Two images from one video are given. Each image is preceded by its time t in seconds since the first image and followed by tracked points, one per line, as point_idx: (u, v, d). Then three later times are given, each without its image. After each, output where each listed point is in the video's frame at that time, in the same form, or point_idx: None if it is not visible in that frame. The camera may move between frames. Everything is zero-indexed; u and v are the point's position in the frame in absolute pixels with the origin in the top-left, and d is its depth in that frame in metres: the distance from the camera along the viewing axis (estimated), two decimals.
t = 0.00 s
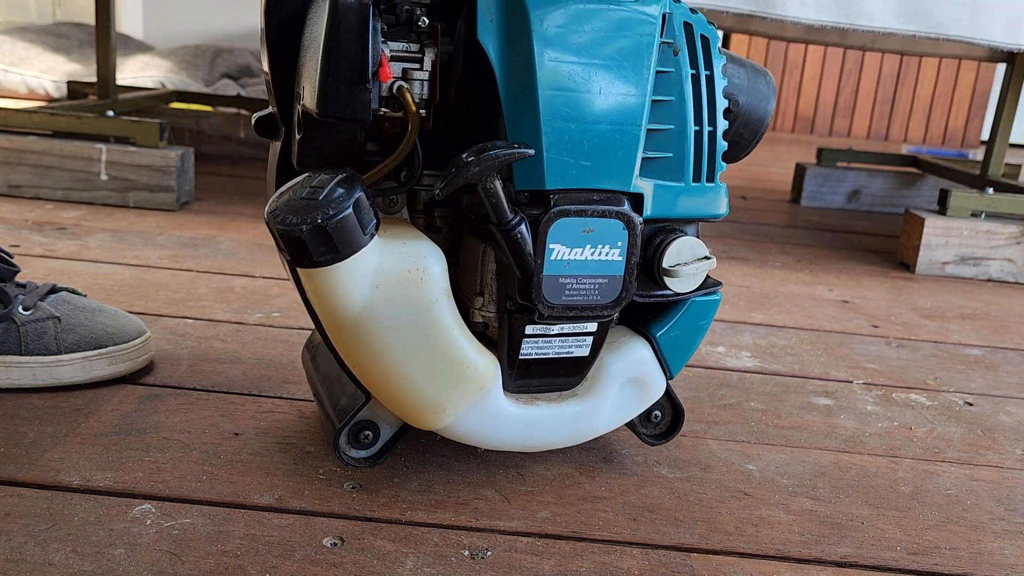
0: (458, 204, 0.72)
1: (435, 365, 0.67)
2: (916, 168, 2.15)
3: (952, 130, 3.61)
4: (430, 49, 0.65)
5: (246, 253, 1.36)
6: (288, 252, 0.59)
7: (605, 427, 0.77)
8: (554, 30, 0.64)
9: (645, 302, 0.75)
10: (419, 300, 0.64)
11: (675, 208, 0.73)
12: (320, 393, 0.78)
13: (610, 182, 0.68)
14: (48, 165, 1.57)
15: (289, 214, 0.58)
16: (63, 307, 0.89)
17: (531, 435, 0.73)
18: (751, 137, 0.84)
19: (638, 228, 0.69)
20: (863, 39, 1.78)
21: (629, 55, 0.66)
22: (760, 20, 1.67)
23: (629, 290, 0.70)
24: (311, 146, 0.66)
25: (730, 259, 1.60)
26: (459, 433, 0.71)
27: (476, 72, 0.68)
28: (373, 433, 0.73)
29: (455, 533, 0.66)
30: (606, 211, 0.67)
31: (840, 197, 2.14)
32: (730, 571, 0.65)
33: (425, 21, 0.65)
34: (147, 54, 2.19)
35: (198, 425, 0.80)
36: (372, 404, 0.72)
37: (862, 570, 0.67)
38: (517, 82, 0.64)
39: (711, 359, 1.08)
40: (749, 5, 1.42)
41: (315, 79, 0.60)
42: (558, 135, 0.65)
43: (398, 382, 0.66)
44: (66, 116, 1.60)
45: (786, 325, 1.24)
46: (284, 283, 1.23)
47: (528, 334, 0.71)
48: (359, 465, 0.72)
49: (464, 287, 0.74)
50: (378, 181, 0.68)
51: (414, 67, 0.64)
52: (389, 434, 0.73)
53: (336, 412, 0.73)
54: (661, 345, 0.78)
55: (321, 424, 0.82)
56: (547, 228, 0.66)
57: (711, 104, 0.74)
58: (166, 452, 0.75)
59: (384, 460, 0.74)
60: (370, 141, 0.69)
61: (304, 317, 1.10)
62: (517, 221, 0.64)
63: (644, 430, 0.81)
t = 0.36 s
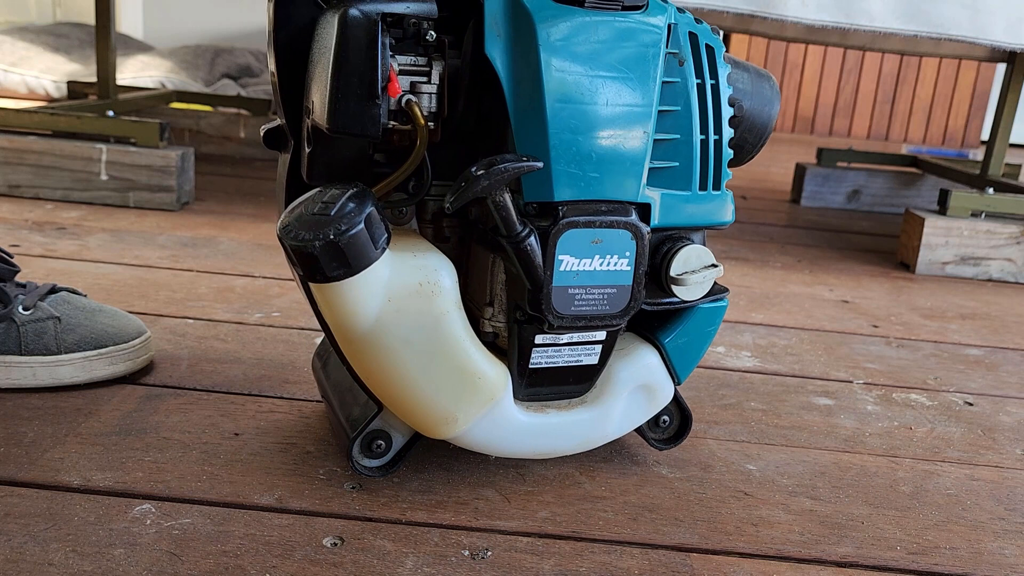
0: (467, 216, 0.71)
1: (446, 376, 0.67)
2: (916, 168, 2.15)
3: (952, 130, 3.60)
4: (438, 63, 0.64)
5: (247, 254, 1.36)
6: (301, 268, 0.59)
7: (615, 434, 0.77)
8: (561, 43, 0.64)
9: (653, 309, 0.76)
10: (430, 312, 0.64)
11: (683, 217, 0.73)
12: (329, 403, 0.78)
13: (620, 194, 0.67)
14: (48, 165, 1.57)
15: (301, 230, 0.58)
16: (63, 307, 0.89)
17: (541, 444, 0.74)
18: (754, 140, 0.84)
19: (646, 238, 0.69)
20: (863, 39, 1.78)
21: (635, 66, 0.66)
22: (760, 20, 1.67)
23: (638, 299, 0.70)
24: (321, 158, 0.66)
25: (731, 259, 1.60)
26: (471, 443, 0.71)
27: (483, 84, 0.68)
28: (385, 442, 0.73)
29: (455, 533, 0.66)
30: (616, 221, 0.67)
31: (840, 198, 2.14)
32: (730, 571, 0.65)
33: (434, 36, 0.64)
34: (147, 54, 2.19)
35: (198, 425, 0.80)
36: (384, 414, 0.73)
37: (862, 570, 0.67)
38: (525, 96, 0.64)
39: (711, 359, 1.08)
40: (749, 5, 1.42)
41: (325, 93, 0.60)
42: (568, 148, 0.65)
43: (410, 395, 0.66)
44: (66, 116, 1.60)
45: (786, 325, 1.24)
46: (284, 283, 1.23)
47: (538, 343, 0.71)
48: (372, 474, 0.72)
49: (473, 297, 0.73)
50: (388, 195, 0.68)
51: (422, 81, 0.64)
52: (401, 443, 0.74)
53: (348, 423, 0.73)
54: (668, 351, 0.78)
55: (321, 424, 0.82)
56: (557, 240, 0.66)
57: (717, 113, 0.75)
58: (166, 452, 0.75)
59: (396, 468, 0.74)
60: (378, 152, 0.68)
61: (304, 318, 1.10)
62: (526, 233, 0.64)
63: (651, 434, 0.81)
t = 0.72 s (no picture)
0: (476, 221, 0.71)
1: (456, 382, 0.67)
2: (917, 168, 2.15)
3: (952, 130, 3.60)
4: (447, 68, 0.64)
5: (247, 254, 1.36)
6: (311, 274, 0.59)
7: (625, 437, 0.77)
8: (571, 48, 0.64)
9: (664, 312, 0.75)
10: (441, 318, 0.64)
11: (693, 221, 0.73)
12: (338, 410, 0.77)
13: (629, 198, 0.68)
14: (48, 165, 1.57)
15: (312, 236, 0.58)
16: (63, 307, 0.89)
17: (552, 448, 0.74)
18: (760, 145, 0.84)
19: (656, 242, 0.69)
20: (863, 39, 1.78)
21: (645, 70, 0.67)
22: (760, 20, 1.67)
23: (648, 302, 0.70)
24: (330, 164, 0.66)
25: (731, 259, 1.59)
26: (480, 447, 0.71)
27: (493, 88, 0.68)
28: (394, 449, 0.72)
29: (455, 533, 0.66)
30: (627, 225, 0.67)
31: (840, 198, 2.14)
32: (730, 571, 0.65)
33: (442, 40, 0.63)
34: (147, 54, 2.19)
35: (198, 425, 0.80)
36: (393, 420, 0.72)
37: (861, 570, 0.67)
38: (535, 101, 0.64)
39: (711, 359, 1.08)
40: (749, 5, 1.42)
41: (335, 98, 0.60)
42: (578, 152, 0.65)
43: (420, 399, 0.67)
44: (66, 116, 1.60)
45: (786, 325, 1.24)
46: (284, 283, 1.23)
47: (548, 348, 0.71)
48: (382, 481, 0.71)
49: (483, 301, 0.73)
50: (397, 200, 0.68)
51: (431, 86, 0.64)
52: (411, 449, 0.72)
53: (357, 430, 0.73)
54: (678, 356, 0.78)
55: (322, 424, 0.82)
56: (568, 245, 0.65)
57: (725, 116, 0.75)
58: (166, 451, 0.75)
59: (405, 476, 0.73)
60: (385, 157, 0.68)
61: (304, 317, 1.10)
62: (537, 237, 0.64)
63: (661, 438, 0.81)
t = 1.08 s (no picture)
0: (474, 225, 0.71)
1: (454, 385, 0.67)
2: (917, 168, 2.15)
3: (952, 130, 3.61)
4: (444, 73, 0.64)
5: (246, 254, 1.36)
6: (310, 279, 0.59)
7: (622, 439, 0.77)
8: (568, 53, 0.64)
9: (660, 316, 0.75)
10: (438, 322, 0.64)
11: (690, 225, 0.73)
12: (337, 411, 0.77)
13: (627, 202, 0.68)
14: (48, 165, 1.57)
15: (310, 242, 0.58)
16: (63, 307, 0.89)
17: (549, 451, 0.74)
18: (756, 145, 0.84)
19: (653, 246, 0.69)
20: (863, 39, 1.78)
21: (642, 75, 0.67)
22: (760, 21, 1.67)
23: (645, 306, 0.70)
24: (326, 167, 0.66)
25: (731, 259, 1.60)
26: (477, 451, 0.71)
27: (490, 93, 0.68)
28: (392, 451, 0.72)
29: (455, 533, 0.66)
30: (623, 230, 0.67)
31: (840, 197, 2.14)
32: (729, 571, 0.65)
33: (439, 45, 0.63)
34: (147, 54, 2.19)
35: (198, 425, 0.80)
36: (391, 422, 0.72)
37: (861, 570, 0.67)
38: (533, 105, 0.64)
39: (711, 359, 1.08)
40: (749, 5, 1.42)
41: (333, 104, 0.60)
42: (576, 157, 0.65)
43: (418, 403, 0.67)
44: (66, 116, 1.60)
45: (786, 325, 1.24)
46: (284, 283, 1.23)
47: (545, 352, 0.71)
48: (380, 483, 0.71)
49: (480, 304, 0.73)
50: (394, 204, 0.68)
51: (428, 91, 0.64)
52: (408, 451, 0.72)
53: (355, 432, 0.73)
54: (674, 358, 0.78)
55: (322, 424, 0.82)
56: (565, 249, 0.66)
57: (722, 120, 0.74)
58: (166, 451, 0.75)
59: (404, 478, 0.73)
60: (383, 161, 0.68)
61: (304, 317, 1.10)
62: (535, 243, 0.64)
63: (656, 439, 0.81)
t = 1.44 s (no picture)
0: (469, 225, 0.71)
1: (451, 385, 0.67)
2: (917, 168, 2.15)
3: (952, 130, 3.61)
4: (440, 74, 0.64)
5: (246, 254, 1.36)
6: (307, 280, 0.59)
7: (616, 436, 0.77)
8: (563, 55, 0.64)
9: (653, 315, 0.76)
10: (435, 322, 0.64)
11: (684, 226, 0.73)
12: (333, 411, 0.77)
13: (621, 203, 0.68)
14: (48, 165, 1.57)
15: (308, 243, 0.58)
16: (63, 307, 0.89)
17: (544, 449, 0.74)
18: (747, 145, 0.84)
19: (647, 246, 0.69)
20: (863, 39, 1.78)
21: (636, 77, 0.67)
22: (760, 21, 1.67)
23: (638, 305, 0.70)
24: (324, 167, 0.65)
25: (730, 259, 1.60)
26: (473, 449, 0.71)
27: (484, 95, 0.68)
28: (389, 449, 0.72)
29: (454, 533, 0.66)
30: (617, 230, 0.67)
31: (840, 197, 2.14)
32: (730, 571, 0.65)
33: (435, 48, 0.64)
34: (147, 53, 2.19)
35: (198, 424, 0.80)
36: (388, 421, 0.72)
37: (861, 570, 0.67)
38: (528, 107, 0.64)
39: (711, 359, 1.08)
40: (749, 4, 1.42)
41: (330, 106, 0.60)
42: (571, 158, 0.65)
43: (414, 403, 0.67)
44: (66, 116, 1.60)
45: (786, 325, 1.24)
46: (284, 283, 1.23)
47: (540, 351, 0.71)
48: (378, 481, 0.71)
49: (476, 304, 0.73)
50: (388, 204, 0.68)
51: (424, 92, 0.64)
52: (405, 449, 0.72)
53: (352, 431, 0.73)
54: (667, 356, 0.78)
55: (321, 424, 0.82)
56: (560, 249, 0.66)
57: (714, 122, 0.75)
58: (166, 451, 0.75)
59: (402, 476, 0.73)
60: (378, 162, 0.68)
61: (304, 317, 1.10)
62: (530, 243, 0.64)
63: (649, 436, 0.81)
